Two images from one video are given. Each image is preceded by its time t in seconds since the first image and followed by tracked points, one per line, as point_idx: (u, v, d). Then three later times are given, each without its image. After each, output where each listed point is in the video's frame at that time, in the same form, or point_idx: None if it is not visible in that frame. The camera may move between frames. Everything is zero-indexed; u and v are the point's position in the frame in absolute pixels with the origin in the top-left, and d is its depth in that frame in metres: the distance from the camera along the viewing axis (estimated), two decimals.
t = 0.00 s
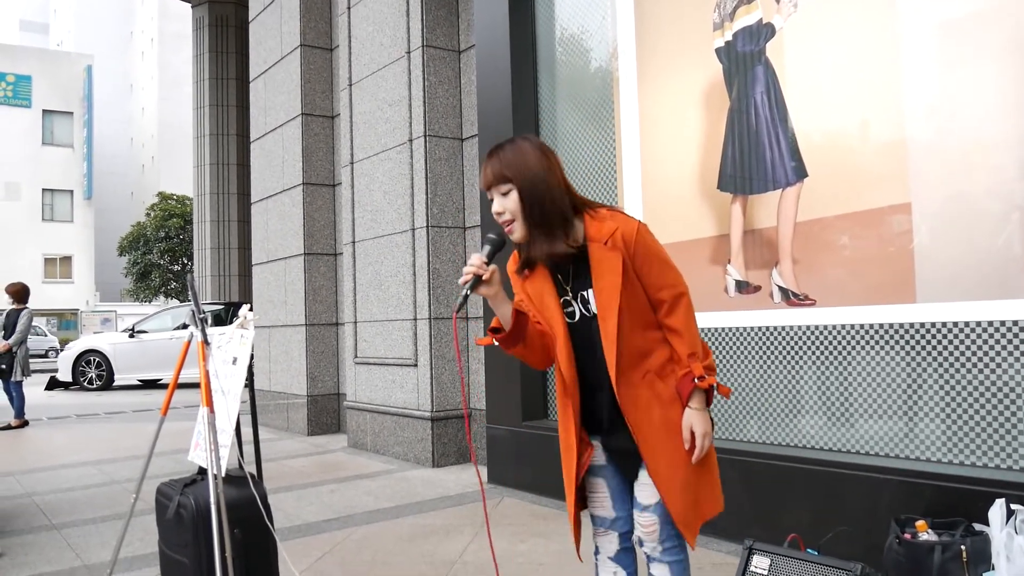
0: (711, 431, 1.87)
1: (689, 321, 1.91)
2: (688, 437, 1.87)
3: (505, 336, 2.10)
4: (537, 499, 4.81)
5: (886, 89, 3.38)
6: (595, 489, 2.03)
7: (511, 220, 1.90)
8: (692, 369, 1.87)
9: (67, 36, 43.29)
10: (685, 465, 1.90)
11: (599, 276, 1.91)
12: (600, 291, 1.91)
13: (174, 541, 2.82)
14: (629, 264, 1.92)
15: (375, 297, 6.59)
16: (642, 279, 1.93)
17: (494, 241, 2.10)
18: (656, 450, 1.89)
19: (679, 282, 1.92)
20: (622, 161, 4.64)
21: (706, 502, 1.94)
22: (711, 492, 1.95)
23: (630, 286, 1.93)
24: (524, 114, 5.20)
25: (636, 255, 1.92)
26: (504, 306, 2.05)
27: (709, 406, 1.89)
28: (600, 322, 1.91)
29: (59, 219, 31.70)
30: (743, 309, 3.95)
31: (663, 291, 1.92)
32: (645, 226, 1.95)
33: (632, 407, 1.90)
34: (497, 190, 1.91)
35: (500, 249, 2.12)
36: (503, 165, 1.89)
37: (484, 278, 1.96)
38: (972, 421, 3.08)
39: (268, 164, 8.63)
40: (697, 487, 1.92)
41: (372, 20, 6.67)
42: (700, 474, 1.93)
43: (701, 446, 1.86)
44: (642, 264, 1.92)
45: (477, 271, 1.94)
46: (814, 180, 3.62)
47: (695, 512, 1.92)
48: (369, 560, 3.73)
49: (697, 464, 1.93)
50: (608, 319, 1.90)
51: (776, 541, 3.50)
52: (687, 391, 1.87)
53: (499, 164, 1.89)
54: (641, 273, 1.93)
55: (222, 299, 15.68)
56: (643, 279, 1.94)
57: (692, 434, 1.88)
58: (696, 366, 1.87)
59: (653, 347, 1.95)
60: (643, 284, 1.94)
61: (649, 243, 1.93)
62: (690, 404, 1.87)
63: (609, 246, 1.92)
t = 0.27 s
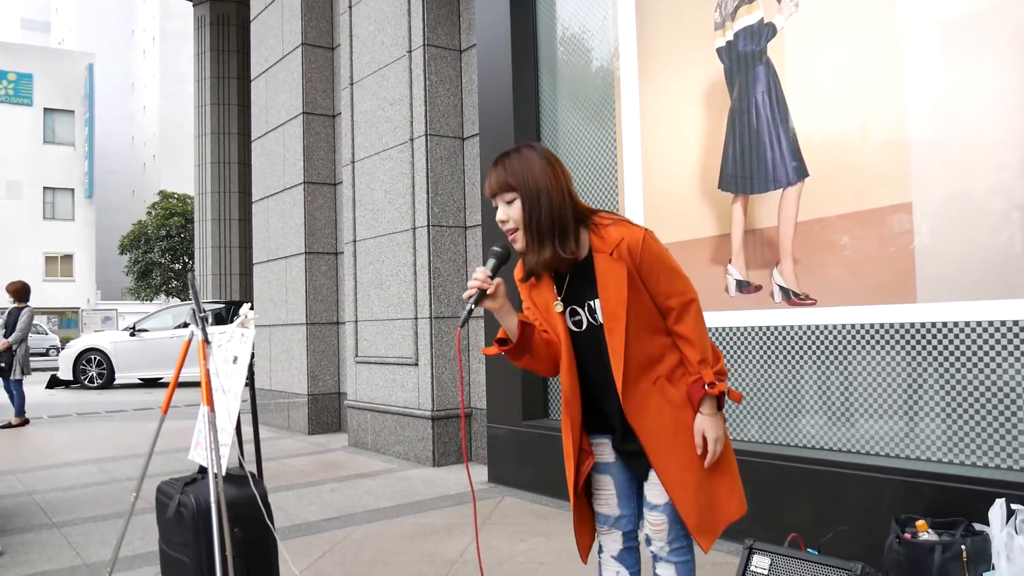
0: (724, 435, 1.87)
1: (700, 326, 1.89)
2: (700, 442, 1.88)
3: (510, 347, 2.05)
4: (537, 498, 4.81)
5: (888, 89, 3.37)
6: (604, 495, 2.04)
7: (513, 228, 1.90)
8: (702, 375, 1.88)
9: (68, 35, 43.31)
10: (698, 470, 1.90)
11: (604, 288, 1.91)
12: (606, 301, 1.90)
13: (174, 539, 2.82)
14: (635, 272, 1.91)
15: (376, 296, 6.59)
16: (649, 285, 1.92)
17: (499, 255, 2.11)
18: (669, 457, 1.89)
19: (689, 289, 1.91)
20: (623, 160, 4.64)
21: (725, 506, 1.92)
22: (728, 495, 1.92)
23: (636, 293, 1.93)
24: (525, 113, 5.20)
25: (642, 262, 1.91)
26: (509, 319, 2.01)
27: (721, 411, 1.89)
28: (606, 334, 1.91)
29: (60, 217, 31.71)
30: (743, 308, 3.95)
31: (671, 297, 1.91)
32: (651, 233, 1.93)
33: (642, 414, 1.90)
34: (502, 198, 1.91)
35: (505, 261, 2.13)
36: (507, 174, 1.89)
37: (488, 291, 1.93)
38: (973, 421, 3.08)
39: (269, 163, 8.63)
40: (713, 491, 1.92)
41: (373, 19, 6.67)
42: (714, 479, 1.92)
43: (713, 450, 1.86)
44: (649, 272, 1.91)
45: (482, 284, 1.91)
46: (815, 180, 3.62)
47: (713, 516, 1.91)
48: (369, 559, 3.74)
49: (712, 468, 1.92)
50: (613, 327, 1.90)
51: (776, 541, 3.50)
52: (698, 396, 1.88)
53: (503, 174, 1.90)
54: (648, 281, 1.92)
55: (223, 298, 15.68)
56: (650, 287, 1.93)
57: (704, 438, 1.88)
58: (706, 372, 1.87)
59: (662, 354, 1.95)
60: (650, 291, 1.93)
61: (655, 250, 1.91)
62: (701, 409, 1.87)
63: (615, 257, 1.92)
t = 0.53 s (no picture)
0: (728, 436, 1.87)
1: (706, 326, 1.91)
2: (705, 442, 1.88)
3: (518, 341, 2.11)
4: (537, 497, 4.81)
5: (886, 89, 3.37)
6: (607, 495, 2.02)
7: (524, 222, 1.93)
8: (709, 375, 1.89)
9: (67, 35, 43.28)
10: (703, 471, 1.90)
11: (614, 284, 1.92)
12: (616, 297, 1.91)
13: (174, 540, 2.82)
14: (644, 269, 1.92)
15: (375, 296, 6.59)
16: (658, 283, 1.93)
17: (510, 248, 2.14)
18: (674, 456, 1.89)
19: (696, 288, 1.93)
20: (622, 161, 4.64)
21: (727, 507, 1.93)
22: (730, 497, 1.94)
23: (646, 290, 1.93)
24: (525, 113, 5.20)
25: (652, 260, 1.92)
26: (516, 312, 2.07)
27: (726, 412, 1.89)
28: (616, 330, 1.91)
29: (60, 217, 31.69)
30: (743, 308, 3.95)
31: (680, 296, 1.92)
32: (661, 231, 1.94)
33: (649, 412, 1.90)
34: (513, 193, 1.93)
35: (517, 253, 2.17)
36: (518, 170, 1.92)
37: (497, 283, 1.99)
38: (972, 421, 3.08)
39: (269, 163, 8.63)
40: (717, 491, 1.92)
41: (373, 19, 6.67)
42: (716, 481, 1.92)
43: (718, 451, 1.86)
44: (659, 271, 1.92)
45: (491, 276, 1.97)
46: (814, 180, 3.62)
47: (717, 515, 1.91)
48: (369, 559, 3.74)
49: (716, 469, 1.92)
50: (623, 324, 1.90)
51: (777, 540, 3.50)
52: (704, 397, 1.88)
53: (514, 170, 1.92)
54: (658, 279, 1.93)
55: (222, 298, 15.68)
56: (659, 284, 1.93)
57: (709, 439, 1.88)
58: (713, 372, 1.88)
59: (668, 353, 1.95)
60: (659, 289, 1.94)
61: (664, 248, 1.92)
62: (707, 410, 1.88)
63: (624, 253, 1.92)
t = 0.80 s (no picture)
0: (728, 437, 1.88)
1: (710, 326, 1.91)
2: (704, 442, 1.88)
3: (522, 325, 2.10)
4: (536, 498, 4.81)
5: (886, 90, 3.38)
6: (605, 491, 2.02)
7: (536, 209, 1.96)
8: (710, 375, 1.88)
9: (67, 35, 43.26)
10: (701, 470, 1.90)
11: (621, 277, 1.92)
12: (623, 289, 1.92)
13: (173, 540, 2.82)
14: (651, 264, 1.93)
15: (375, 296, 6.59)
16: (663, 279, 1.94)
17: (518, 231, 2.12)
18: (674, 454, 1.89)
19: (702, 287, 1.93)
20: (622, 161, 4.64)
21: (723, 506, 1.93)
22: (726, 498, 1.94)
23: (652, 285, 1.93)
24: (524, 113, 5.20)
25: (659, 254, 1.92)
26: (522, 296, 2.07)
27: (726, 412, 1.89)
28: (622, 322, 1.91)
29: (59, 217, 31.67)
30: (742, 308, 3.95)
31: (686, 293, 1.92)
32: (669, 227, 1.95)
33: (652, 407, 1.89)
34: (526, 179, 1.96)
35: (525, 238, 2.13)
36: (533, 156, 1.94)
37: (505, 265, 1.98)
38: (972, 421, 3.08)
39: (268, 163, 8.63)
40: (714, 490, 1.92)
41: (372, 20, 6.67)
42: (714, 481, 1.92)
43: (717, 452, 1.86)
44: (666, 267, 1.93)
45: (499, 258, 1.96)
46: (814, 180, 3.62)
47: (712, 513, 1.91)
48: (368, 560, 3.73)
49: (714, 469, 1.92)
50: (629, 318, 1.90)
51: (776, 540, 3.50)
52: (705, 396, 1.88)
53: (529, 157, 1.95)
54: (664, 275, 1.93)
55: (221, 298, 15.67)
56: (665, 281, 1.94)
57: (708, 439, 1.88)
58: (715, 372, 1.88)
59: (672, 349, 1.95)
60: (665, 285, 1.94)
61: (672, 245, 1.93)
62: (707, 410, 1.88)
63: (633, 246, 1.93)
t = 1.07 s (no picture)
0: (725, 436, 1.89)
1: (711, 325, 1.91)
2: (701, 441, 1.88)
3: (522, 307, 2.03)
4: (535, 498, 4.81)
5: (885, 90, 3.38)
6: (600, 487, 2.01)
7: (547, 192, 1.96)
8: (710, 374, 1.88)
9: (66, 35, 43.24)
10: (697, 469, 1.90)
11: (628, 267, 1.94)
12: (629, 280, 1.94)
13: (172, 540, 2.82)
14: (657, 257, 1.95)
15: (374, 296, 6.59)
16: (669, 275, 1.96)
17: (527, 214, 2.12)
18: (669, 449, 1.88)
19: (705, 285, 1.95)
20: (621, 161, 4.64)
21: (714, 508, 1.93)
22: (719, 499, 1.94)
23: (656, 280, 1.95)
24: (524, 113, 5.20)
25: (666, 249, 1.95)
26: (525, 279, 2.04)
27: (724, 412, 1.90)
28: (627, 312, 1.92)
29: (58, 218, 31.66)
30: (741, 309, 3.95)
31: (689, 290, 1.94)
32: (677, 221, 1.97)
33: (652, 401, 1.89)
34: (538, 162, 1.96)
35: (534, 221, 2.14)
36: (547, 141, 1.95)
37: (512, 244, 1.95)
38: (971, 421, 3.08)
39: (268, 164, 8.63)
40: (705, 491, 1.92)
41: (372, 20, 6.67)
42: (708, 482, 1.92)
43: (714, 451, 1.87)
44: (670, 262, 1.95)
45: (505, 237, 1.94)
46: (813, 181, 3.62)
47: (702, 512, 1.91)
48: (367, 560, 3.73)
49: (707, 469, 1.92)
50: (634, 311, 1.91)
51: (775, 540, 3.49)
52: (705, 394, 1.88)
53: (543, 142, 1.95)
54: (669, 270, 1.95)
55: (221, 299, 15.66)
56: (669, 276, 1.96)
57: (705, 438, 1.89)
58: (715, 371, 1.88)
59: (672, 346, 1.95)
60: (670, 281, 1.96)
61: (678, 240, 1.95)
62: (706, 408, 1.88)
63: (640, 237, 1.95)
